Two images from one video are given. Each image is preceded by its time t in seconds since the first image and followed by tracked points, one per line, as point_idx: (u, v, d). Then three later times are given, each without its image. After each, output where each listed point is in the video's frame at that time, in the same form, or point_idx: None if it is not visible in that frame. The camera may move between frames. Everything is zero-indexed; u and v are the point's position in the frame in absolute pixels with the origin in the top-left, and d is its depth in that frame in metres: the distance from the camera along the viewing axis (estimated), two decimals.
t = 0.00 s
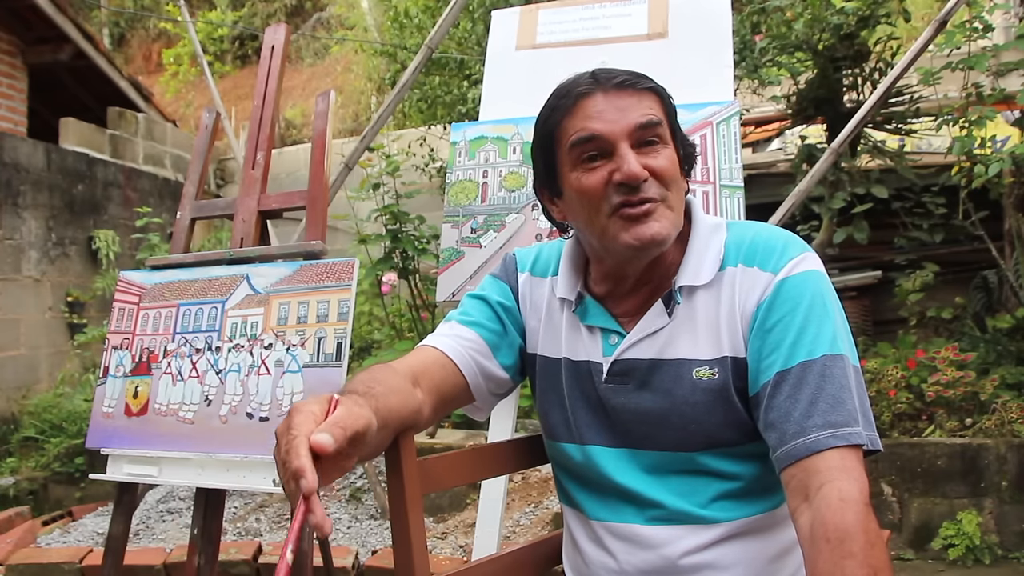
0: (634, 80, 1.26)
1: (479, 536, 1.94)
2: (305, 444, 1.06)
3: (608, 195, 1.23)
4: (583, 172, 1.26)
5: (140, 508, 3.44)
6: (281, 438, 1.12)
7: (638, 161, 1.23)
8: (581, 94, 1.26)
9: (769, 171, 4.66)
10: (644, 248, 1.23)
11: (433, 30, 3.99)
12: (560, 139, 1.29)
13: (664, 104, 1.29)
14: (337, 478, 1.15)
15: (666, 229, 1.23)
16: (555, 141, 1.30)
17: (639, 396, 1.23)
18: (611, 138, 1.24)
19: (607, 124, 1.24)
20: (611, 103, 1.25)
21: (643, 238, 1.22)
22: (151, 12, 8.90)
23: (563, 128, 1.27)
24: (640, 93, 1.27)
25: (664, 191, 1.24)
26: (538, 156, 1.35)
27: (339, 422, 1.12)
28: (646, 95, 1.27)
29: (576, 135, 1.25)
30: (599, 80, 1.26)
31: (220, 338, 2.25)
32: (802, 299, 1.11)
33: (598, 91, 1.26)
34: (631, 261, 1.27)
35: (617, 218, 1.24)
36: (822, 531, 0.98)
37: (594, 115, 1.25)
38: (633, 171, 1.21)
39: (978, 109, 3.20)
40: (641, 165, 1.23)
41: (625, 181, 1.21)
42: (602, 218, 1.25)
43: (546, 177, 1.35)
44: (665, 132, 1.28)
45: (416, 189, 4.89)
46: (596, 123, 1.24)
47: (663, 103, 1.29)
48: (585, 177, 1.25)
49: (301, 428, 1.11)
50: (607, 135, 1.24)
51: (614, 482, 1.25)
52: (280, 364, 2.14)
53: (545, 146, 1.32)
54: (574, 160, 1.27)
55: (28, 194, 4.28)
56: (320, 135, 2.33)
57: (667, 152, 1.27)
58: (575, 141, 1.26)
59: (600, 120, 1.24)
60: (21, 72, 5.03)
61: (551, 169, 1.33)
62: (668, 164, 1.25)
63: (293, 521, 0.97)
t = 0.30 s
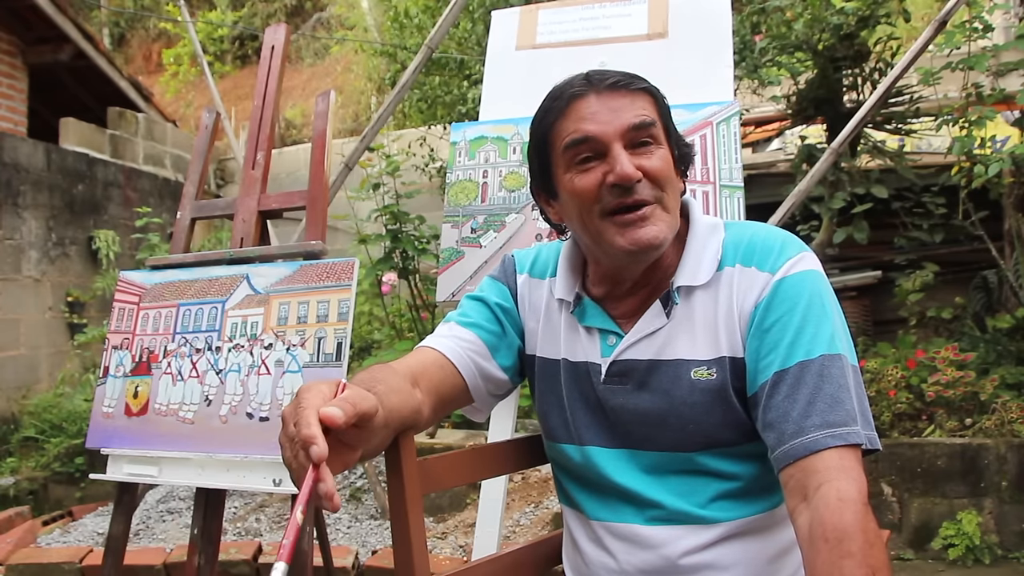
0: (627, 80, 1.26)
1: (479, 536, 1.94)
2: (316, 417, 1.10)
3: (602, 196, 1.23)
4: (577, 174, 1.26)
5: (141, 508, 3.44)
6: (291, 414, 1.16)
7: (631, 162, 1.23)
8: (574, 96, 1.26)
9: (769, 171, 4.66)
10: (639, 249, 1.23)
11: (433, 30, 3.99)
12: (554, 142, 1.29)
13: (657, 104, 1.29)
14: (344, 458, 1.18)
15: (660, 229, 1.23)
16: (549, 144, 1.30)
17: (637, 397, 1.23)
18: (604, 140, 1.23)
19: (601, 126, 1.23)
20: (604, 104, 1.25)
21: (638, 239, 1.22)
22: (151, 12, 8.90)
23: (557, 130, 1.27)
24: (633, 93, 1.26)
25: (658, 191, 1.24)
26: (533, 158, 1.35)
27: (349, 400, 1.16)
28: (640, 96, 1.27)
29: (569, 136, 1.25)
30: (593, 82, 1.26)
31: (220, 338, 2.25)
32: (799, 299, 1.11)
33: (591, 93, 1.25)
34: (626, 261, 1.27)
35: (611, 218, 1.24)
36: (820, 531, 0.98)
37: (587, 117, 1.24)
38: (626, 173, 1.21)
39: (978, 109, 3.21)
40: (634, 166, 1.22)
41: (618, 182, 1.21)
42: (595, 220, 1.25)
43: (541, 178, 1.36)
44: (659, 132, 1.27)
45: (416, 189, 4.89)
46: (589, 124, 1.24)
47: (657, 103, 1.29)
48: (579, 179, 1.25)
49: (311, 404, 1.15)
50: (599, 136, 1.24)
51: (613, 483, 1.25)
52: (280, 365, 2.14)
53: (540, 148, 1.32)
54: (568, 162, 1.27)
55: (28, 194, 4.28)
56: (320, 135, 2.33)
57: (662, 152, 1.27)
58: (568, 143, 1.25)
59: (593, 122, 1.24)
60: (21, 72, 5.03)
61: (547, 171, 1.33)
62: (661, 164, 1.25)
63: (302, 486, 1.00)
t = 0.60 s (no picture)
0: (628, 81, 1.26)
1: (479, 536, 1.94)
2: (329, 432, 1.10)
3: (600, 197, 1.23)
4: (576, 174, 1.26)
5: (140, 508, 3.44)
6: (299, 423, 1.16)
7: (630, 163, 1.23)
8: (575, 96, 1.26)
9: (769, 171, 4.66)
10: (636, 250, 1.23)
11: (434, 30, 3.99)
12: (554, 141, 1.29)
13: (658, 105, 1.29)
14: (354, 471, 1.17)
15: (658, 231, 1.23)
16: (549, 144, 1.30)
17: (638, 398, 1.22)
18: (604, 141, 1.23)
19: (600, 127, 1.23)
20: (604, 105, 1.24)
21: (636, 241, 1.22)
22: (151, 12, 8.90)
23: (557, 131, 1.27)
24: (634, 95, 1.26)
25: (658, 192, 1.24)
26: (534, 158, 1.35)
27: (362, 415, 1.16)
28: (641, 97, 1.26)
29: (569, 137, 1.25)
30: (593, 82, 1.26)
31: (220, 338, 2.25)
32: (799, 300, 1.11)
33: (592, 94, 1.25)
34: (624, 262, 1.27)
35: (608, 219, 1.24)
36: (820, 532, 0.98)
37: (587, 117, 1.24)
38: (625, 174, 1.21)
39: (978, 109, 3.21)
40: (634, 167, 1.22)
41: (617, 184, 1.21)
42: (592, 221, 1.25)
43: (542, 177, 1.36)
44: (660, 134, 1.27)
45: (416, 189, 4.90)
46: (589, 125, 1.24)
47: (659, 105, 1.29)
48: (578, 179, 1.25)
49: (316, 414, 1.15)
50: (599, 137, 1.23)
51: (613, 483, 1.25)
52: (280, 365, 2.14)
53: (541, 148, 1.32)
54: (567, 163, 1.27)
55: (28, 194, 4.28)
56: (320, 135, 2.33)
57: (662, 153, 1.26)
58: (568, 143, 1.25)
59: (593, 122, 1.24)
60: (21, 72, 5.03)
61: (547, 171, 1.33)
62: (661, 166, 1.25)
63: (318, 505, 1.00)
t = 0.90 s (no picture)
0: (630, 86, 1.23)
1: (479, 535, 1.94)
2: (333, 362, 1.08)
3: (579, 201, 1.24)
4: (565, 172, 1.28)
5: (141, 508, 3.44)
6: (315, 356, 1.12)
7: (611, 170, 1.22)
8: (575, 95, 1.26)
9: (769, 171, 4.66)
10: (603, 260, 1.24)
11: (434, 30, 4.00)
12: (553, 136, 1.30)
13: (661, 114, 1.25)
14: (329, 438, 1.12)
15: (627, 244, 1.22)
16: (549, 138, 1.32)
17: (637, 399, 1.23)
18: (591, 143, 1.24)
19: (590, 129, 1.24)
20: (600, 108, 1.24)
21: (604, 248, 1.22)
22: (151, 12, 8.89)
23: (554, 127, 1.29)
24: (634, 101, 1.23)
25: (637, 204, 1.23)
26: (542, 149, 1.37)
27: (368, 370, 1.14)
28: (641, 105, 1.24)
29: (561, 135, 1.27)
30: (598, 82, 1.25)
31: (220, 338, 2.25)
32: (799, 299, 1.12)
33: (592, 94, 1.24)
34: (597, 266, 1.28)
35: (583, 225, 1.25)
36: (820, 532, 0.98)
37: (581, 118, 1.25)
38: (601, 183, 1.21)
39: (978, 109, 3.21)
40: (613, 176, 1.22)
41: (592, 191, 1.22)
42: (572, 221, 1.27)
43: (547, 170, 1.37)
44: (656, 145, 1.24)
45: (416, 189, 4.90)
46: (580, 126, 1.24)
47: (662, 114, 1.25)
48: (565, 178, 1.27)
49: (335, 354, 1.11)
50: (587, 140, 1.24)
51: (613, 484, 1.25)
52: (281, 365, 2.14)
53: (545, 141, 1.34)
54: (560, 160, 1.29)
55: (28, 194, 4.28)
56: (320, 135, 2.33)
57: (652, 165, 1.23)
58: (561, 141, 1.27)
59: (585, 123, 1.24)
60: (21, 72, 5.03)
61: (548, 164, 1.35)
62: (646, 178, 1.22)
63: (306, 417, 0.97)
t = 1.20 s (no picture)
0: (646, 85, 1.23)
1: (479, 535, 1.94)
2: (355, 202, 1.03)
3: (586, 196, 1.24)
4: (574, 167, 1.27)
5: (140, 508, 3.44)
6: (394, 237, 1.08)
7: (620, 167, 1.22)
8: (590, 89, 1.26)
9: (769, 171, 4.66)
10: (606, 258, 1.23)
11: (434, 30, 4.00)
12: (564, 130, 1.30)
13: (673, 117, 1.25)
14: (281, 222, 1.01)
15: (630, 245, 1.21)
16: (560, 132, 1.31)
17: (637, 401, 1.22)
18: (603, 139, 1.24)
19: (603, 124, 1.23)
20: (614, 104, 1.24)
21: (606, 247, 1.21)
22: (151, 12, 8.89)
23: (566, 119, 1.29)
24: (649, 101, 1.23)
25: (642, 204, 1.22)
26: (552, 143, 1.36)
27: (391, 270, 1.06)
28: (655, 105, 1.24)
29: (572, 129, 1.27)
30: (615, 79, 1.24)
31: (220, 338, 2.25)
32: (797, 299, 1.12)
33: (608, 90, 1.24)
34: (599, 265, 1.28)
35: (588, 220, 1.24)
36: (819, 532, 0.98)
37: (595, 112, 1.25)
38: (609, 179, 1.20)
39: (978, 109, 3.21)
40: (622, 173, 1.21)
41: (600, 187, 1.21)
42: (577, 217, 1.27)
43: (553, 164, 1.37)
44: (666, 148, 1.24)
45: (416, 189, 4.90)
46: (593, 121, 1.25)
47: (674, 116, 1.25)
48: (574, 171, 1.27)
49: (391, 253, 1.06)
50: (598, 135, 1.24)
51: (613, 487, 1.25)
52: (281, 364, 2.15)
53: (556, 133, 1.34)
54: (569, 153, 1.29)
55: (28, 194, 4.28)
56: (320, 135, 2.33)
57: (660, 167, 1.23)
58: (572, 135, 1.26)
59: (598, 118, 1.24)
60: (21, 72, 5.03)
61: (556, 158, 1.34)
62: (653, 179, 1.22)
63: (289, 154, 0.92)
